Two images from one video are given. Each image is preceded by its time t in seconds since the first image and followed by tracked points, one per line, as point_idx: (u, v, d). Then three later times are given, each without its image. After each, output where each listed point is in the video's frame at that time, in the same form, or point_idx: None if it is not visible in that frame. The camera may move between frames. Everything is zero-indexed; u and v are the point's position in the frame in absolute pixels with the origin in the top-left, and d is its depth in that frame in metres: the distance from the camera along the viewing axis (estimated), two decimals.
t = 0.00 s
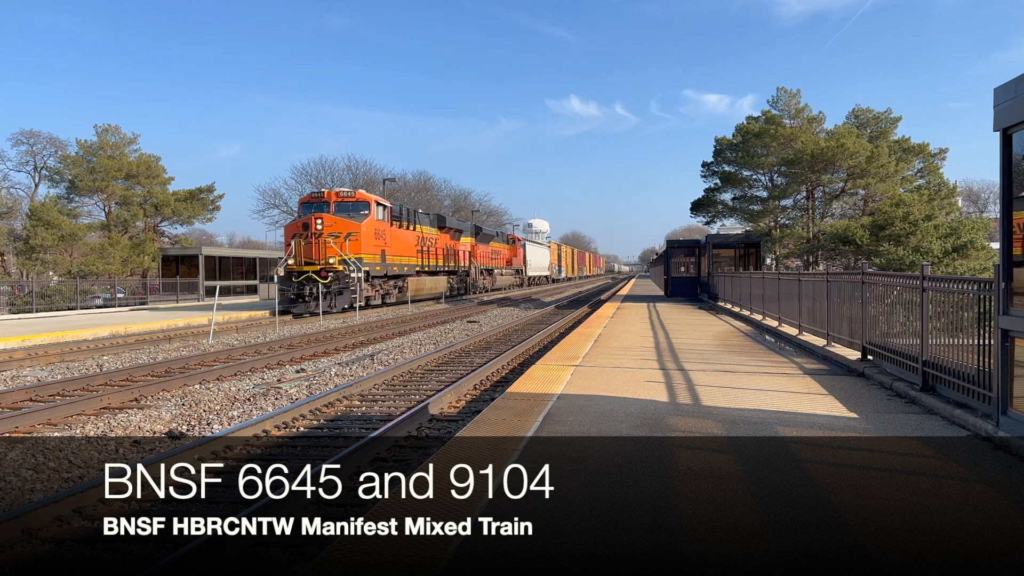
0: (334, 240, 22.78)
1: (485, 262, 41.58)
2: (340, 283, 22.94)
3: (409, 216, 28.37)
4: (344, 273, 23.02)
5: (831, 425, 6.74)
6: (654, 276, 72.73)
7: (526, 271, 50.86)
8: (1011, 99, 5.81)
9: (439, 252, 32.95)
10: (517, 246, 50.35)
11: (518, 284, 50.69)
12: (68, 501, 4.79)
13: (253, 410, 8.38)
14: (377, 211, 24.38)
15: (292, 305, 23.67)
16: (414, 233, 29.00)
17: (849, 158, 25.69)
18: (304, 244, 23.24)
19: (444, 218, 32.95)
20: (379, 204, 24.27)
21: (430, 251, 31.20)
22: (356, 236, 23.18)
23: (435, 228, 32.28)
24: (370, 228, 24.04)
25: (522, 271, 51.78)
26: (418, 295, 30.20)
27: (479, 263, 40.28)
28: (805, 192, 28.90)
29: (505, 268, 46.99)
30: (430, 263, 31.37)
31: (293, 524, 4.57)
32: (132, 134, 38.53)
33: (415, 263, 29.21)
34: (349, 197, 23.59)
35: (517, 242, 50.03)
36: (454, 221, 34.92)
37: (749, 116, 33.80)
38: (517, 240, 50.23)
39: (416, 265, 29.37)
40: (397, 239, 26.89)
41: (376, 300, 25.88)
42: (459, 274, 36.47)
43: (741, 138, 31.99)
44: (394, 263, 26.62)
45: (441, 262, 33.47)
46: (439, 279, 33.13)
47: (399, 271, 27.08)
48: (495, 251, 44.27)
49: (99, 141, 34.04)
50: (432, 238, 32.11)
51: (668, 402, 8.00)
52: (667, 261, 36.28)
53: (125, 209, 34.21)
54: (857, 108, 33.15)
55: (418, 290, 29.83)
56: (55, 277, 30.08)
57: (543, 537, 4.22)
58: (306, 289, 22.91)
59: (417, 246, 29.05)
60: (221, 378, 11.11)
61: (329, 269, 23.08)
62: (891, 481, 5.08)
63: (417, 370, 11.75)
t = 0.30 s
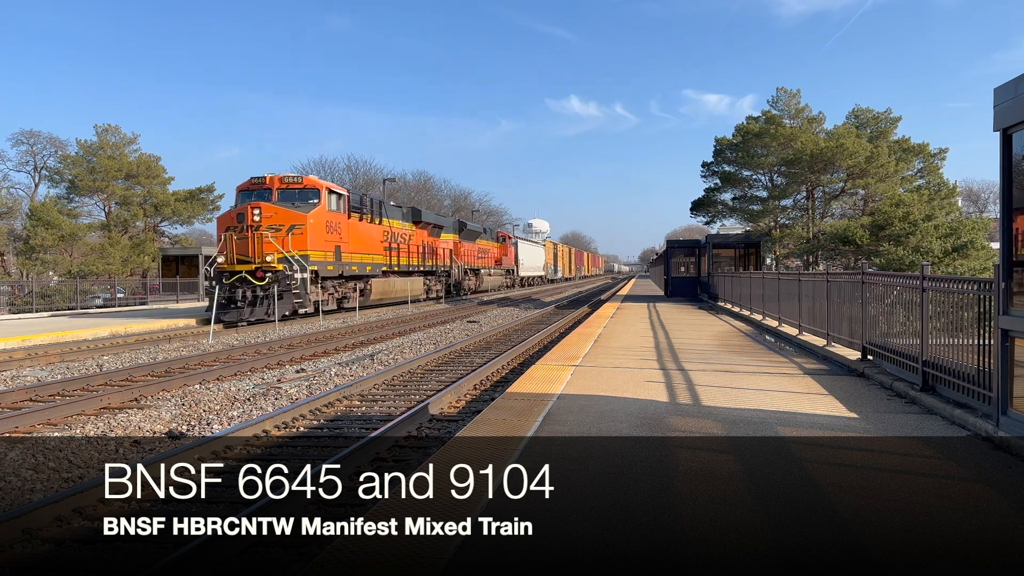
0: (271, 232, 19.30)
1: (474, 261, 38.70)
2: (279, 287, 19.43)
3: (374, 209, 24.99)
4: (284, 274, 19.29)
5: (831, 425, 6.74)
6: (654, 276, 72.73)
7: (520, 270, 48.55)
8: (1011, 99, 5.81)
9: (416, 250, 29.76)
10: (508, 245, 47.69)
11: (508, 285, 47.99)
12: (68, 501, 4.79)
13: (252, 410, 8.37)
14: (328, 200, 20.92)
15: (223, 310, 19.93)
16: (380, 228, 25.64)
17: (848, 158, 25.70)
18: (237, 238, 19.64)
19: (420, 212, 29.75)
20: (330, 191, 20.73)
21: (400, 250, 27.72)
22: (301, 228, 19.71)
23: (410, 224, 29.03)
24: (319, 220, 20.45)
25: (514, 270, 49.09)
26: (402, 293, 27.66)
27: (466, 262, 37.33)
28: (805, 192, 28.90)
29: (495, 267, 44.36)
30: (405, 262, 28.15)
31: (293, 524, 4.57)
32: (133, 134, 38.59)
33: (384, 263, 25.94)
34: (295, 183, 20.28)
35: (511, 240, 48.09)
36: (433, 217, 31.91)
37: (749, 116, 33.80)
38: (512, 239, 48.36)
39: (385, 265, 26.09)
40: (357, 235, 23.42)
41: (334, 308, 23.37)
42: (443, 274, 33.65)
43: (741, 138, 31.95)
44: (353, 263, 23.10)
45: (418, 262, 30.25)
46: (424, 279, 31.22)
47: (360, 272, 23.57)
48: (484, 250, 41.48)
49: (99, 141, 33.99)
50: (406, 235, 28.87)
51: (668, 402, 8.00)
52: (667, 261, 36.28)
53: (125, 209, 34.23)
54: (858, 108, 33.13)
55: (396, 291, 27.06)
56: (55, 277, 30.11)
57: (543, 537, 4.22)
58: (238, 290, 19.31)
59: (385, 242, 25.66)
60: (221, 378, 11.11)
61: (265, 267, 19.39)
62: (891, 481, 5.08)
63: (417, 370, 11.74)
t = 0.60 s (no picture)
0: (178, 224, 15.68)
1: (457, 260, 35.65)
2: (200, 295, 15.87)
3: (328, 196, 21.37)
4: (196, 276, 15.75)
5: (831, 425, 6.74)
6: (654, 276, 72.75)
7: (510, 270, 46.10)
8: (1011, 99, 5.81)
9: (384, 247, 26.36)
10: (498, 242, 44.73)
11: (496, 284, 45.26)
12: (68, 501, 4.79)
13: (252, 410, 8.37)
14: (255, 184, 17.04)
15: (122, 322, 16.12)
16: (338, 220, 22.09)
17: (848, 158, 25.72)
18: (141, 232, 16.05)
19: (389, 204, 26.47)
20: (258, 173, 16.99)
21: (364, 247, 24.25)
22: (219, 218, 15.96)
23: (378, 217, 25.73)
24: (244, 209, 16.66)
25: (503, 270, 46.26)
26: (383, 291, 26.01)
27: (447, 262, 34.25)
28: (805, 192, 28.89)
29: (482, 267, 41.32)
30: (370, 260, 24.70)
31: (293, 524, 4.57)
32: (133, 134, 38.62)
33: (343, 262, 22.52)
34: (216, 163, 16.48)
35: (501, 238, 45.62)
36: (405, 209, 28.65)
37: (749, 116, 33.78)
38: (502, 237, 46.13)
39: (343, 265, 22.60)
40: (303, 228, 19.69)
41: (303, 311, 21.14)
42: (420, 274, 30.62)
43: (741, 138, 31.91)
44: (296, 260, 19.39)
45: (387, 260, 26.83)
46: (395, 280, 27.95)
47: (305, 272, 19.90)
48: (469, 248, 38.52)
49: (98, 141, 33.74)
50: (375, 229, 25.45)
51: (668, 402, 8.00)
52: (667, 261, 36.28)
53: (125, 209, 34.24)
54: (857, 108, 33.11)
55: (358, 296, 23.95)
56: (56, 277, 30.13)
57: (543, 537, 4.22)
58: (138, 297, 15.45)
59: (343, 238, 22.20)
60: (221, 378, 11.11)
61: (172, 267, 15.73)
62: (891, 481, 5.08)
63: (417, 370, 11.74)
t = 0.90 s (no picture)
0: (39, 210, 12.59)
1: (435, 260, 32.90)
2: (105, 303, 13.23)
3: (263, 179, 18.44)
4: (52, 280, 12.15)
5: (831, 425, 6.74)
6: (654, 276, 72.75)
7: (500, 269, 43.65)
8: (1011, 99, 5.81)
9: (338, 243, 23.24)
10: (483, 241, 41.83)
11: (483, 284, 42.62)
12: (68, 501, 4.79)
13: (252, 410, 8.37)
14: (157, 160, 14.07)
15: None
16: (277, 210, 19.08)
17: (848, 158, 25.75)
18: None
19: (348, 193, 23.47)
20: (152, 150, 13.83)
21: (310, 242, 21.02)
22: (89, 203, 12.72)
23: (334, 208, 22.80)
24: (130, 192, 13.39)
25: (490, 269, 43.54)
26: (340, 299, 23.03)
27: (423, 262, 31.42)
28: (805, 192, 28.90)
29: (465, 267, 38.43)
30: (318, 258, 21.52)
31: (293, 524, 4.57)
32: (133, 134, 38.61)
33: (281, 259, 19.34)
34: (93, 132, 13.24)
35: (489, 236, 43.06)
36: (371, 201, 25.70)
37: (749, 116, 33.80)
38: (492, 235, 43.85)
39: (280, 263, 19.36)
40: (223, 218, 16.51)
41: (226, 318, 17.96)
42: (386, 273, 27.56)
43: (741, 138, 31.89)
44: (210, 257, 16.12)
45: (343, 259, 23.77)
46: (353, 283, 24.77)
47: (224, 272, 16.69)
48: (450, 246, 35.75)
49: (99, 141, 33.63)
50: (328, 222, 22.50)
51: (668, 402, 8.00)
52: (667, 261, 36.31)
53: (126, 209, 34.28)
54: (857, 108, 33.10)
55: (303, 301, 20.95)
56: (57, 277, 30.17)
57: (543, 537, 4.22)
58: None
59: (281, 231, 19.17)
60: (221, 378, 11.11)
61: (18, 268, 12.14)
62: (890, 481, 5.08)
63: (417, 370, 11.75)
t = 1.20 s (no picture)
0: None
1: (410, 259, 29.73)
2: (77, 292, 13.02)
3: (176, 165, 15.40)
4: None
5: (831, 425, 6.74)
6: (654, 276, 72.71)
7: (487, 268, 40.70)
8: (1011, 99, 5.81)
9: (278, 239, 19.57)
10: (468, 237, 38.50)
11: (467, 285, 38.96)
12: (68, 501, 4.79)
13: (252, 410, 8.38)
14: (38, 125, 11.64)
15: None
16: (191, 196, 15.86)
17: (848, 158, 25.75)
18: None
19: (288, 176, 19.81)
20: None
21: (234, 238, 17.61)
22: None
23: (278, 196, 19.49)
24: None
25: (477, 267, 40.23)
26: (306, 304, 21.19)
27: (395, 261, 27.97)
28: (805, 192, 28.90)
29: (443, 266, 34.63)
30: (247, 255, 18.10)
31: (293, 524, 4.57)
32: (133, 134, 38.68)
33: (187, 256, 15.78)
34: None
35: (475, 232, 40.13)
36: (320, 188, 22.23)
37: (749, 116, 33.80)
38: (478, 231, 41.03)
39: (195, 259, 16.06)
40: (106, 202, 13.05)
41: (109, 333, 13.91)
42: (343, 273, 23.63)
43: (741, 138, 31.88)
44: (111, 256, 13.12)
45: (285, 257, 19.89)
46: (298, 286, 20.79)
47: (101, 272, 12.86)
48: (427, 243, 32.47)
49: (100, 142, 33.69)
50: (264, 211, 19.01)
51: (668, 402, 7.99)
52: (667, 261, 36.31)
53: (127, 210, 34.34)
54: (858, 108, 33.09)
55: (225, 308, 17.07)
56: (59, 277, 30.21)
57: (543, 537, 4.22)
58: None
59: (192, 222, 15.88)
60: (221, 378, 11.11)
61: None
62: (890, 481, 5.08)
63: (417, 370, 11.75)
